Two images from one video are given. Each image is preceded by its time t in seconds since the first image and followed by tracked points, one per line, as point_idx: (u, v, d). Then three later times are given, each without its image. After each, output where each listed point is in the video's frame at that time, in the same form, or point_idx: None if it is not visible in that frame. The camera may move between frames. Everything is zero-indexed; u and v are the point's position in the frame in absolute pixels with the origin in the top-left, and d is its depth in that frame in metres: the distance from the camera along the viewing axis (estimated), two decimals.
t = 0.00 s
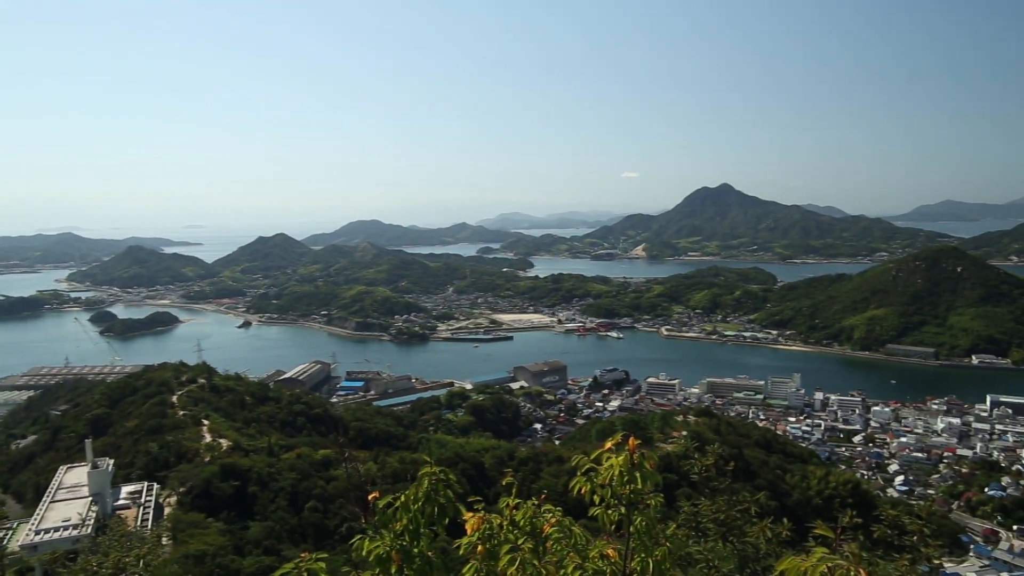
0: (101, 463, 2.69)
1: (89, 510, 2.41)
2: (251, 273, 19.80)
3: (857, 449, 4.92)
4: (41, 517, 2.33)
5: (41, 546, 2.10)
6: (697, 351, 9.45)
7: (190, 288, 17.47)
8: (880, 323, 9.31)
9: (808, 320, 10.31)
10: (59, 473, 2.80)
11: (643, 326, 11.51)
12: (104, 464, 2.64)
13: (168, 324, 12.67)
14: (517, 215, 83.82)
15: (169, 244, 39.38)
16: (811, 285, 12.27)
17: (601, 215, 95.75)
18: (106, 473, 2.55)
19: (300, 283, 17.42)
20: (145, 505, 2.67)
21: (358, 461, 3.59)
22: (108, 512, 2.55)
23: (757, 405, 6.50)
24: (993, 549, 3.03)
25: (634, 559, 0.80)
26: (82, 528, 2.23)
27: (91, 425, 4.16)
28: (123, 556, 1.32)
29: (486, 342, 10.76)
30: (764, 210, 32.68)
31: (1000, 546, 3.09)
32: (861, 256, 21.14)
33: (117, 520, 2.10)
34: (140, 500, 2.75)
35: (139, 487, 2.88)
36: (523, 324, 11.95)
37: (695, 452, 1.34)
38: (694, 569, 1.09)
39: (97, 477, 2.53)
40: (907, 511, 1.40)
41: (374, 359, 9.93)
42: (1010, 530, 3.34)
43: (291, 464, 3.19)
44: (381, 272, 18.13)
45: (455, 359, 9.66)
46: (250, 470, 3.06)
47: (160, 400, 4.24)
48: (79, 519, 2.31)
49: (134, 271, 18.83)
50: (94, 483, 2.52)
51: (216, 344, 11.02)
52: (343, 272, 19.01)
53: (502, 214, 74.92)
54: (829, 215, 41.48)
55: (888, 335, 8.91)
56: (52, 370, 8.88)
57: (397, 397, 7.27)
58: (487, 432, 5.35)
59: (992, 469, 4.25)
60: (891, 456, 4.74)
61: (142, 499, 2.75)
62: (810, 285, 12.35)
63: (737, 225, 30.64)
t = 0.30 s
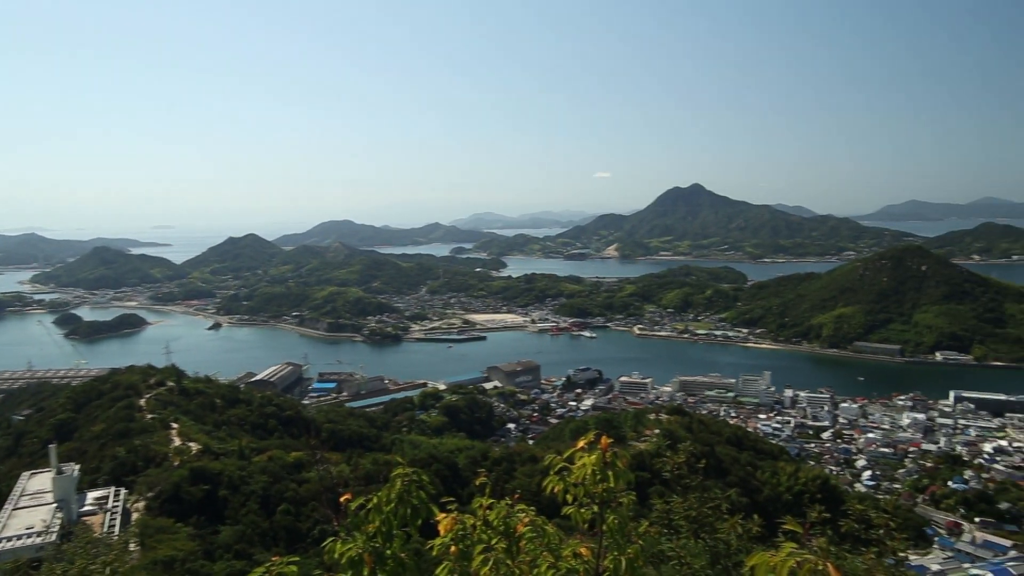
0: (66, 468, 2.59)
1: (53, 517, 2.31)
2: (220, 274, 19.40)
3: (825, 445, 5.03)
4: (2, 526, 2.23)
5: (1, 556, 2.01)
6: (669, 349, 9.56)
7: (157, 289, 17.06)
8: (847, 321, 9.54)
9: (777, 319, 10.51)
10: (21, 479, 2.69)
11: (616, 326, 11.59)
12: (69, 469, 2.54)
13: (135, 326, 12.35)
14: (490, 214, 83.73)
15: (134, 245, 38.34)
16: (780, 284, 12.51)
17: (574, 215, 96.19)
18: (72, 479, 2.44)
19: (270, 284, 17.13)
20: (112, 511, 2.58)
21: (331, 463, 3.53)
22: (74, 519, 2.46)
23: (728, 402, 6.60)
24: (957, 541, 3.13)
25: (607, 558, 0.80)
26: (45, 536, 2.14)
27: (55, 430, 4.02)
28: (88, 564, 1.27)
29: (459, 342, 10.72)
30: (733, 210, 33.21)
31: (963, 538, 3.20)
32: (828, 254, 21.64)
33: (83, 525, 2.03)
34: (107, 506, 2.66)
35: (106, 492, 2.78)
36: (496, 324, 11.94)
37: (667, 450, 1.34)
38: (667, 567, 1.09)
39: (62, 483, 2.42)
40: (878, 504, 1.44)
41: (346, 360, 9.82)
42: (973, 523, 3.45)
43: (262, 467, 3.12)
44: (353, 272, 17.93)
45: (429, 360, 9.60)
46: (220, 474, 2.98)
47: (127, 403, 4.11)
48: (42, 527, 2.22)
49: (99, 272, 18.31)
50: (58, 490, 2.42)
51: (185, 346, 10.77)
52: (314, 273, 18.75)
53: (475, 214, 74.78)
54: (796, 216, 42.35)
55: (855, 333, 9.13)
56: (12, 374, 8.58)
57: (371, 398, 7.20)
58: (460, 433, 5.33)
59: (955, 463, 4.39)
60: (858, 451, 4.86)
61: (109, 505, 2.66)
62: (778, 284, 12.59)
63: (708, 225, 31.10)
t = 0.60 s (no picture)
0: (31, 474, 2.51)
1: (19, 523, 2.23)
2: (190, 275, 18.99)
3: (797, 442, 5.13)
4: None
5: None
6: (643, 348, 9.65)
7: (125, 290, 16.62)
8: (817, 319, 9.75)
9: (748, 317, 10.68)
10: None
11: (590, 325, 11.66)
12: (35, 475, 2.46)
13: (103, 328, 12.01)
14: (464, 213, 83.38)
15: (99, 245, 37.29)
16: (752, 283, 12.72)
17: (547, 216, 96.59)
18: (37, 485, 2.37)
19: (242, 285, 16.83)
20: (80, 517, 2.51)
21: (304, 466, 3.48)
22: (39, 526, 2.38)
23: (701, 400, 6.69)
24: (924, 535, 3.22)
25: (582, 556, 0.80)
26: (10, 543, 2.06)
27: (20, 434, 3.89)
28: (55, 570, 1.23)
29: (434, 343, 10.66)
30: (705, 210, 33.68)
31: (930, 531, 3.29)
32: (798, 253, 22.07)
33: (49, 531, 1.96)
34: (75, 512, 2.59)
35: (74, 497, 2.72)
36: (470, 324, 11.92)
37: (642, 449, 1.34)
38: (642, 565, 1.10)
39: (27, 488, 2.35)
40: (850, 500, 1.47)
41: (320, 361, 9.70)
42: (939, 516, 3.55)
43: (234, 470, 3.05)
44: (326, 273, 17.72)
45: (404, 361, 9.53)
46: (192, 477, 2.90)
47: (95, 407, 3.99)
48: (7, 534, 2.13)
49: (65, 273, 17.77)
50: (23, 496, 2.34)
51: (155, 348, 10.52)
52: (286, 274, 18.47)
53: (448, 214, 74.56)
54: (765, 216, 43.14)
55: (825, 331, 9.33)
56: None
57: (345, 399, 7.12)
58: (435, 433, 5.30)
59: (922, 457, 4.51)
60: (828, 447, 4.97)
61: (76, 511, 2.59)
62: (750, 283, 12.80)
63: (680, 225, 31.49)
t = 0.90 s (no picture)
0: None
1: None
2: (155, 276, 18.49)
3: (765, 438, 5.23)
4: None
5: None
6: (614, 347, 9.73)
7: (87, 292, 16.10)
8: (784, 317, 9.96)
9: (718, 316, 10.86)
10: None
11: (562, 325, 11.70)
12: None
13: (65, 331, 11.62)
14: (434, 213, 83.11)
15: (58, 245, 36.04)
16: (720, 282, 12.94)
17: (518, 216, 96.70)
18: None
19: (209, 286, 16.44)
20: (41, 524, 2.51)
21: (274, 469, 3.41)
22: None
23: (671, 398, 6.77)
24: (888, 528, 3.31)
25: (553, 555, 0.80)
26: None
27: None
28: None
29: (405, 344, 10.58)
30: (675, 210, 34.12)
31: (894, 525, 3.39)
32: (765, 253, 22.51)
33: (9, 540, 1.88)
34: (36, 520, 2.57)
35: (36, 507, 2.71)
36: (441, 324, 11.86)
37: (613, 448, 1.34)
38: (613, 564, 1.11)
39: None
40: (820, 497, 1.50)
41: (290, 363, 9.54)
42: (902, 510, 3.65)
43: (202, 474, 2.97)
44: (295, 274, 17.44)
45: (376, 362, 9.43)
46: (159, 482, 2.82)
47: (58, 411, 3.85)
48: None
49: (23, 275, 17.14)
50: None
51: (120, 351, 10.22)
52: (254, 275, 18.13)
53: (419, 214, 74.09)
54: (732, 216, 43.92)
55: (792, 329, 9.55)
56: None
57: (315, 401, 7.01)
58: (407, 434, 5.25)
59: (886, 452, 4.65)
60: (796, 443, 5.08)
61: (38, 518, 2.58)
62: (719, 282, 13.01)
63: (650, 225, 31.85)
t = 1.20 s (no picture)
0: None
1: None
2: (121, 277, 17.96)
3: (736, 436, 5.32)
4: None
5: None
6: (587, 347, 9.79)
7: (49, 294, 15.57)
8: (754, 316, 10.15)
9: (688, 315, 11.01)
10: None
11: (535, 325, 11.73)
12: None
13: (27, 333, 11.21)
14: (405, 213, 82.42)
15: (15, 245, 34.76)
16: (692, 281, 13.13)
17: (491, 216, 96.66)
18: None
19: (176, 287, 16.04)
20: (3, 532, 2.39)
21: (245, 472, 3.33)
22: None
23: (643, 397, 6.83)
24: (856, 522, 3.39)
25: (526, 554, 0.80)
26: None
27: None
28: None
29: (378, 344, 10.47)
30: (646, 210, 34.50)
31: (862, 519, 3.48)
32: (735, 252, 22.90)
33: None
34: None
35: None
36: (413, 325, 11.78)
37: (586, 446, 1.34)
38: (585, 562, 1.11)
39: None
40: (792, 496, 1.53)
41: (260, 364, 9.37)
42: (869, 504, 3.75)
43: (171, 478, 2.89)
44: (265, 275, 17.13)
45: (348, 363, 9.31)
46: (126, 487, 2.73)
47: (19, 416, 3.70)
48: None
49: None
50: None
51: (84, 354, 9.90)
52: (224, 275, 17.74)
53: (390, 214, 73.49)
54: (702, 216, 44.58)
55: (761, 327, 9.73)
56: None
57: (286, 403, 6.89)
58: (379, 435, 5.20)
59: (854, 448, 4.76)
60: (766, 440, 5.18)
61: None
62: (690, 281, 13.20)
63: (622, 224, 32.14)
